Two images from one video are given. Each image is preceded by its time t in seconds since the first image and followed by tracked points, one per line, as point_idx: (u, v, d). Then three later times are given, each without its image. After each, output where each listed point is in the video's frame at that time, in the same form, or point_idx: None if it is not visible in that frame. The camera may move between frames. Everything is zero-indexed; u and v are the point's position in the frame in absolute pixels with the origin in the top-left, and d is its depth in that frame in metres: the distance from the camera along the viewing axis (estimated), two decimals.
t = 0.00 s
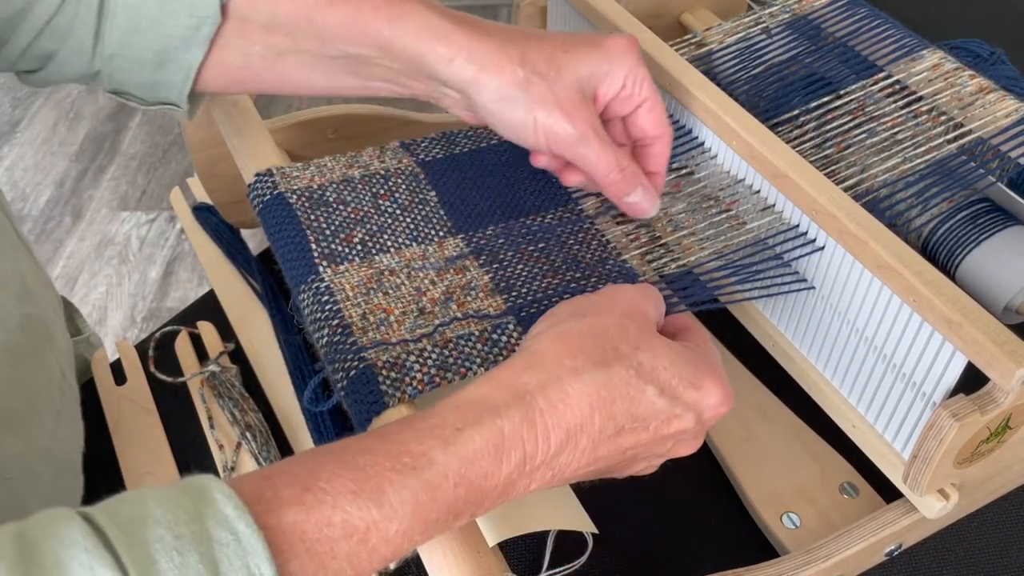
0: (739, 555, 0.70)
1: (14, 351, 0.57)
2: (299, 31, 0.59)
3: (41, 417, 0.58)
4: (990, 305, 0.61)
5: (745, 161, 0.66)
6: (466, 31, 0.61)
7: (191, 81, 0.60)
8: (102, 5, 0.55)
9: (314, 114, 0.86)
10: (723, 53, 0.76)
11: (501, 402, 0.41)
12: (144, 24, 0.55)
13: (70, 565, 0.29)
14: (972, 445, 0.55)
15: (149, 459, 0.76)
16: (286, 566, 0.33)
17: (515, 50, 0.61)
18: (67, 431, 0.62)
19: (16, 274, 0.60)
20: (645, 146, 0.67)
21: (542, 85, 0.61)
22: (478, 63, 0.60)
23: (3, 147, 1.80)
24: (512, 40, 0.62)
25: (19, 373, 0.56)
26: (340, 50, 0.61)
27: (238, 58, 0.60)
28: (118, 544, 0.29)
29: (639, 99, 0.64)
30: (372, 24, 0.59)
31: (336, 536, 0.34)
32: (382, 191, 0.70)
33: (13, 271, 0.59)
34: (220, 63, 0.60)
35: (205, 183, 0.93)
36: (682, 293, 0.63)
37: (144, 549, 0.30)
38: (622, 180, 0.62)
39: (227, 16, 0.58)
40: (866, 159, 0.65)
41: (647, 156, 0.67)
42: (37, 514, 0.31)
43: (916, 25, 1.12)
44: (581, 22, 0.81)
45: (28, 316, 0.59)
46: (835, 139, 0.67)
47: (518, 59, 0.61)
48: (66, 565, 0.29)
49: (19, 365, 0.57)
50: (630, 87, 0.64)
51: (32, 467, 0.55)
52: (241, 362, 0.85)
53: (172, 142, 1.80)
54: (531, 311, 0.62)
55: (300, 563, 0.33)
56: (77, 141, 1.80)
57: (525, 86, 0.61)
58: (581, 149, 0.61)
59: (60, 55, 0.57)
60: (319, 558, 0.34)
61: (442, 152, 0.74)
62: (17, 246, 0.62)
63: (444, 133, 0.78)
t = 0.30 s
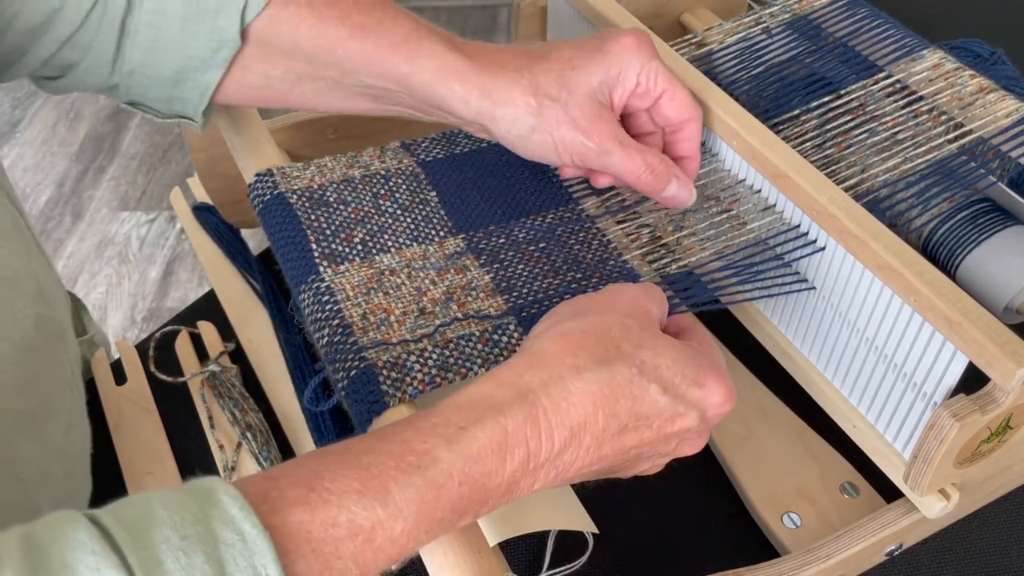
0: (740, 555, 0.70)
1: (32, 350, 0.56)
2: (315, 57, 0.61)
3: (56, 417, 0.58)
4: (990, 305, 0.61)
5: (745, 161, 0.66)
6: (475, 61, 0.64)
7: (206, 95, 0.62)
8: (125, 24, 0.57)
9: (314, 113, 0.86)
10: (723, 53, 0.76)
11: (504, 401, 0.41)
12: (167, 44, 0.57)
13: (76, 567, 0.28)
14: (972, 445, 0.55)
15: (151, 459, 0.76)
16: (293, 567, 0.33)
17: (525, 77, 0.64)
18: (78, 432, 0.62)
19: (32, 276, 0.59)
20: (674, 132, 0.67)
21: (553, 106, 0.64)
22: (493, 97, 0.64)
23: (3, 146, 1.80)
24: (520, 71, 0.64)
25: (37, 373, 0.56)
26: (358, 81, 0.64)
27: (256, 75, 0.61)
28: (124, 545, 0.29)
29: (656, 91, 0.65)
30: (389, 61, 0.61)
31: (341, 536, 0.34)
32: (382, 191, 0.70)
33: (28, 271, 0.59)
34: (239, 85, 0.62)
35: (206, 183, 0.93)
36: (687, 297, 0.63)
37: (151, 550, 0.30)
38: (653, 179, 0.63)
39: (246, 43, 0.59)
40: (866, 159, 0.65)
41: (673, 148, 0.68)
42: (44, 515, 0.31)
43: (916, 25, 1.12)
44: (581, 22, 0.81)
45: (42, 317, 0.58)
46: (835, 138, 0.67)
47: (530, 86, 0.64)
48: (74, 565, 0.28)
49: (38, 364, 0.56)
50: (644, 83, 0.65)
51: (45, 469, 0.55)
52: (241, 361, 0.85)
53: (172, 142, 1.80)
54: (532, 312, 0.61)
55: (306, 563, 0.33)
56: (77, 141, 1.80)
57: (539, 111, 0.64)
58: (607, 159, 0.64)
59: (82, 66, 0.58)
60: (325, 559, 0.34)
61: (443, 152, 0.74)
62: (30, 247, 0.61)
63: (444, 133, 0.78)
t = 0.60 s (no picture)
0: (741, 554, 0.70)
1: (44, 348, 0.56)
2: None
3: (65, 417, 0.57)
4: (990, 304, 0.61)
5: (746, 161, 0.66)
6: None
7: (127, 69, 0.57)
8: None
9: (315, 114, 0.86)
10: (724, 53, 0.76)
11: (508, 402, 0.41)
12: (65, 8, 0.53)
13: (82, 566, 0.29)
14: (973, 444, 0.55)
15: (152, 459, 0.76)
16: (297, 568, 0.33)
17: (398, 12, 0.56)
18: (85, 431, 0.62)
19: (42, 275, 0.59)
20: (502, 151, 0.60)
21: (410, 45, 0.54)
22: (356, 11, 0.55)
23: (3, 147, 1.80)
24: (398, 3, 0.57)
25: (48, 372, 0.56)
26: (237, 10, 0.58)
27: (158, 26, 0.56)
28: (129, 546, 0.29)
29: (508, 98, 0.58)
30: None
31: (345, 537, 0.34)
32: (383, 191, 0.70)
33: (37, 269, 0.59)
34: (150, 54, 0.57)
35: (206, 183, 0.93)
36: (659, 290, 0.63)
37: (156, 551, 0.30)
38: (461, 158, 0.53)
39: None
40: (867, 159, 0.65)
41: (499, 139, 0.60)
42: (50, 515, 0.31)
43: (916, 24, 1.12)
44: (582, 22, 0.81)
45: (55, 316, 0.58)
46: (836, 138, 0.67)
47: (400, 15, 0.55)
48: (79, 567, 0.29)
49: (48, 363, 0.56)
50: (500, 81, 0.58)
51: (55, 470, 0.55)
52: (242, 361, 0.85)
53: (171, 142, 1.80)
54: (533, 311, 0.61)
55: (310, 564, 0.33)
56: (77, 141, 1.81)
57: (394, 41, 0.54)
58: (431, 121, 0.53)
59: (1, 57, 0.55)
60: (329, 560, 0.34)
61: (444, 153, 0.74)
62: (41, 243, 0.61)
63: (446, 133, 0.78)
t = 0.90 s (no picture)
0: (740, 554, 0.70)
1: (40, 348, 0.56)
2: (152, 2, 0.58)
3: (63, 417, 0.58)
4: (990, 304, 0.61)
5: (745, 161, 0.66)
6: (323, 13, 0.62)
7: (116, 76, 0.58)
8: None
9: (315, 113, 0.86)
10: (723, 53, 0.76)
11: (506, 401, 0.41)
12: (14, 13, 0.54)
13: (78, 564, 0.29)
14: (972, 444, 0.55)
15: (151, 460, 0.76)
16: (294, 567, 0.33)
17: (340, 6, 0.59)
18: (83, 430, 0.62)
19: (37, 275, 0.58)
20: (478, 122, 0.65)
21: (355, 40, 0.58)
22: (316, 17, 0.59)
23: (3, 147, 1.80)
24: None
25: (45, 372, 0.56)
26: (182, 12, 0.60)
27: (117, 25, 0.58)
28: (127, 545, 0.29)
29: (465, 78, 0.63)
30: None
31: (342, 537, 0.34)
32: (383, 191, 0.70)
33: (34, 270, 0.59)
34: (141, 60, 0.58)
35: (206, 183, 0.93)
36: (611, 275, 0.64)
37: (153, 550, 0.30)
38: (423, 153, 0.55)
39: None
40: (866, 159, 0.65)
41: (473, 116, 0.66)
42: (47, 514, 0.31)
43: (917, 24, 1.12)
44: (581, 22, 0.81)
45: (47, 315, 0.58)
46: (836, 138, 0.67)
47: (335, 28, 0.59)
48: (76, 565, 0.29)
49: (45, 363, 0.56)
50: (453, 66, 0.62)
51: (53, 471, 0.55)
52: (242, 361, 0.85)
53: (172, 142, 1.80)
54: (533, 311, 0.61)
55: (307, 563, 0.33)
56: (77, 141, 1.81)
57: (339, 39, 0.58)
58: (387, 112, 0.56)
59: None
60: (325, 559, 0.34)
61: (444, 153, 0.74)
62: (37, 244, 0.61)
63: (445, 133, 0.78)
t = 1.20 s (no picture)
0: (739, 556, 0.70)
1: (31, 352, 0.56)
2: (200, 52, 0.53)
3: (53, 422, 0.58)
4: (989, 306, 0.61)
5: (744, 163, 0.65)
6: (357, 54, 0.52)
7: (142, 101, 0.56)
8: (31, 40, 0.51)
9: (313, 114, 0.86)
10: (723, 54, 0.76)
11: (501, 404, 0.41)
12: (68, 55, 0.52)
13: (70, 564, 0.29)
14: (971, 446, 0.55)
15: (149, 461, 0.76)
16: (286, 569, 0.33)
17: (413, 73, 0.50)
18: (76, 436, 0.62)
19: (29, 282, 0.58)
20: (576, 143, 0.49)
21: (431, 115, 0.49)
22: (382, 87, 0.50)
23: (3, 146, 1.80)
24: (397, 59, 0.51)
25: (36, 377, 0.56)
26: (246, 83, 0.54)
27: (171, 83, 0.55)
28: (119, 546, 0.29)
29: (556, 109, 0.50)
30: (275, 62, 0.52)
31: (335, 539, 0.34)
32: (381, 192, 0.70)
33: (28, 271, 0.59)
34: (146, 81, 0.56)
35: (205, 183, 0.93)
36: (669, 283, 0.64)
37: (145, 551, 0.30)
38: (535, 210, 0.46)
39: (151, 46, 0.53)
40: (866, 161, 0.65)
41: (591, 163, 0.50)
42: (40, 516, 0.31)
43: (916, 25, 1.12)
44: (580, 23, 0.81)
45: (37, 321, 0.58)
46: (835, 139, 0.67)
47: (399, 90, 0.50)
48: (67, 566, 0.28)
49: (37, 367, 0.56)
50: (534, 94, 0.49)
51: (40, 477, 0.55)
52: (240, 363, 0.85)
53: (172, 142, 1.80)
54: (531, 313, 0.61)
55: (300, 565, 0.33)
56: (78, 141, 1.80)
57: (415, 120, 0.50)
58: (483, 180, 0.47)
59: None
60: (318, 561, 0.34)
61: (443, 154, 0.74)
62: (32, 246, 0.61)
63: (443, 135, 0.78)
